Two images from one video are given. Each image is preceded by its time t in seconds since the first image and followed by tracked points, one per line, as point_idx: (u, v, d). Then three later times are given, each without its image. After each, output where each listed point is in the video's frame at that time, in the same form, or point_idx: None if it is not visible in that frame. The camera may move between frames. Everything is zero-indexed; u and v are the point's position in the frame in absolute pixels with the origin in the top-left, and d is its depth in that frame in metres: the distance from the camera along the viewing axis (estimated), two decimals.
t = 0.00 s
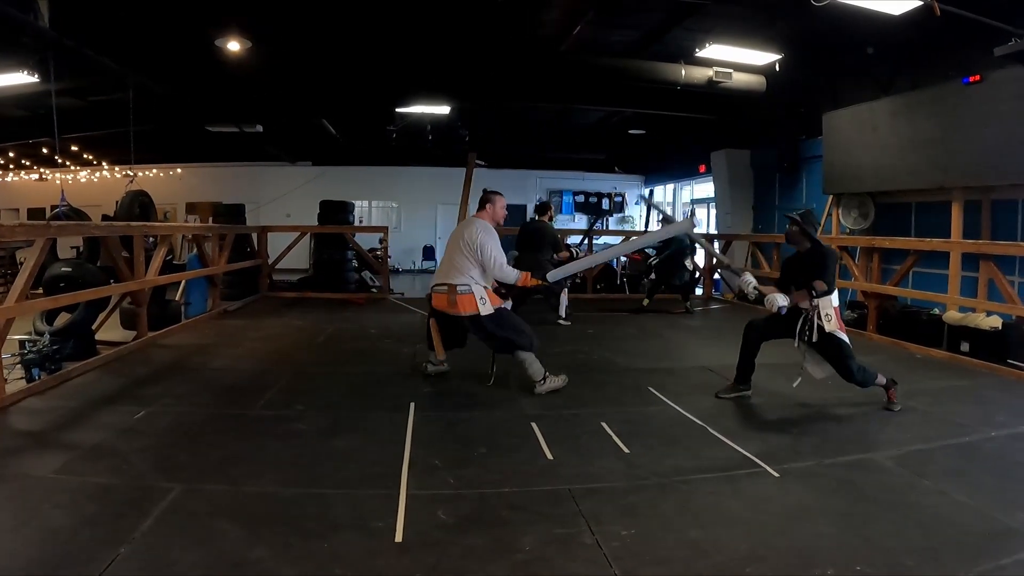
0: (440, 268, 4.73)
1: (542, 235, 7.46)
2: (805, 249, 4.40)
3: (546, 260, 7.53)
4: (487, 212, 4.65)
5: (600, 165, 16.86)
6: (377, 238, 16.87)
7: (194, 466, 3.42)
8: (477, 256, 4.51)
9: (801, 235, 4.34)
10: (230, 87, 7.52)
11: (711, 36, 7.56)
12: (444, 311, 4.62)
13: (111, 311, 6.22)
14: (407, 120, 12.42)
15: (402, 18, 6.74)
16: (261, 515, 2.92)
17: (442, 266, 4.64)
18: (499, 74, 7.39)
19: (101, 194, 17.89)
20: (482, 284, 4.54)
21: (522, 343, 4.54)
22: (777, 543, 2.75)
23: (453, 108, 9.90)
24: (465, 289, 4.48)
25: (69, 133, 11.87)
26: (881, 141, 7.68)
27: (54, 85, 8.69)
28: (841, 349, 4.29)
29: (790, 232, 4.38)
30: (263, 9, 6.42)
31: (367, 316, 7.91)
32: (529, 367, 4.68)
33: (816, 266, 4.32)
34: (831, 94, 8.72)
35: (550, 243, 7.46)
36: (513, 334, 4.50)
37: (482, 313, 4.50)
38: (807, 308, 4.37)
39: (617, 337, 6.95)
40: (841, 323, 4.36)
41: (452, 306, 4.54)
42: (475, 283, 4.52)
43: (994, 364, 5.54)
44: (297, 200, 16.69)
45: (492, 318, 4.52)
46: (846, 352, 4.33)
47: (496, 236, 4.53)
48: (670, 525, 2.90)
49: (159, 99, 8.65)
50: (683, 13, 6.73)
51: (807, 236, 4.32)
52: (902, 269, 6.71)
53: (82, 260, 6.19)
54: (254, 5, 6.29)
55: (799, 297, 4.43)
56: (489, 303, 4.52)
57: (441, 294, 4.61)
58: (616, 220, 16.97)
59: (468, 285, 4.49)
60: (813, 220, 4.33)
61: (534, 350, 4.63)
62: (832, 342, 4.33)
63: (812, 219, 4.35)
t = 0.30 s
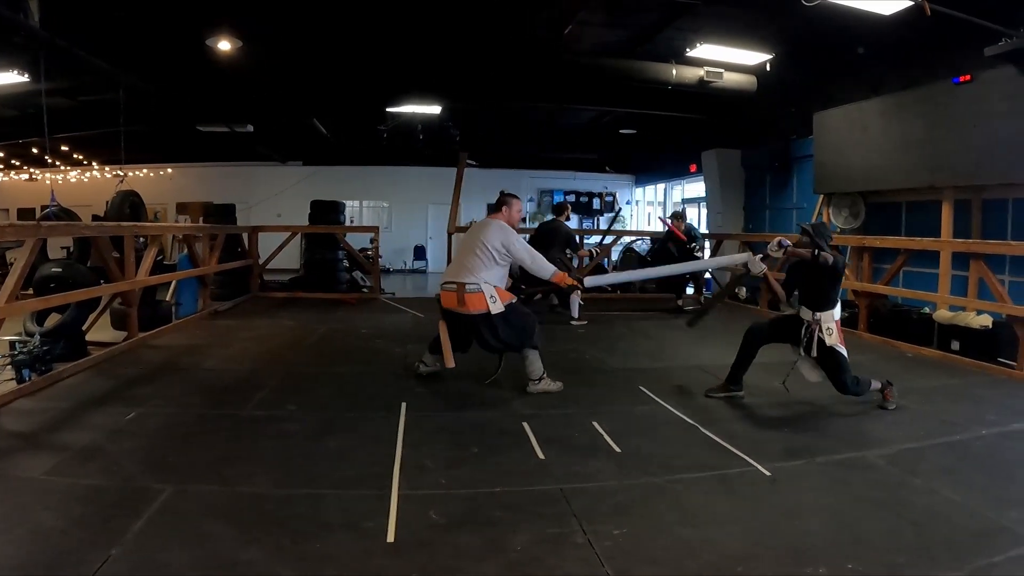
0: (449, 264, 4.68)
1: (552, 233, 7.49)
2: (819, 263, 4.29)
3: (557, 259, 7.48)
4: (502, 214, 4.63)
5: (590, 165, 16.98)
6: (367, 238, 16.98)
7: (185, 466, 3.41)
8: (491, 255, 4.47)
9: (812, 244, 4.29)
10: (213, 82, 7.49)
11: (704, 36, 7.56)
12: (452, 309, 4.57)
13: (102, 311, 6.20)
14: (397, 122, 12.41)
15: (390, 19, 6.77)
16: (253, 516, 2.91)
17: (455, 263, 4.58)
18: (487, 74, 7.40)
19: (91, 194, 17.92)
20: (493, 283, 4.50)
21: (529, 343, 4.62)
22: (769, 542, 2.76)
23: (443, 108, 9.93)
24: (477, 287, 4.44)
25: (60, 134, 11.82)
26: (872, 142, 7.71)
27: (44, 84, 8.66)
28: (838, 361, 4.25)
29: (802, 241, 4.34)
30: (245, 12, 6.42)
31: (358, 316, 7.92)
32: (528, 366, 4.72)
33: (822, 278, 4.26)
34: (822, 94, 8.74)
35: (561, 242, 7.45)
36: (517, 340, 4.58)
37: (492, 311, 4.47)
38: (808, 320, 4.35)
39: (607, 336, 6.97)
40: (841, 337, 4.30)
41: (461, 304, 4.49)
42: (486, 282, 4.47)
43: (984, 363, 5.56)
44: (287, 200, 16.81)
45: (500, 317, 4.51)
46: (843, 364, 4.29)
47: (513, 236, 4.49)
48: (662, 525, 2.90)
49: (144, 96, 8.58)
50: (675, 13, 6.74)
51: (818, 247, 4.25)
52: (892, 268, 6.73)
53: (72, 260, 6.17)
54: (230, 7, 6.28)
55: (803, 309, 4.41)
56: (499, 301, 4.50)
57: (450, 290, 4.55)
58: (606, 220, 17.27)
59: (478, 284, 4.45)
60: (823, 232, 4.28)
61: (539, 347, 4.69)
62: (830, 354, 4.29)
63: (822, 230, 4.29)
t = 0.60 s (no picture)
0: (443, 258, 4.64)
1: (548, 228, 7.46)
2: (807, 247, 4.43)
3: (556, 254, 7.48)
4: (504, 214, 4.55)
5: (568, 164, 17.08)
6: (345, 238, 17.01)
7: (163, 468, 3.37)
8: (486, 253, 4.41)
9: (803, 229, 4.39)
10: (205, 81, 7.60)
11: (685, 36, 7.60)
12: (441, 304, 4.54)
13: (78, 313, 6.13)
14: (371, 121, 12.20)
15: (371, 19, 6.76)
16: (232, 517, 2.89)
17: (450, 257, 4.54)
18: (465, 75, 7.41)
19: (66, 194, 17.80)
20: (485, 281, 4.46)
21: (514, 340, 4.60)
22: (747, 539, 2.77)
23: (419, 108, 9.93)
24: (468, 284, 4.41)
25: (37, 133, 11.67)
26: (847, 141, 7.77)
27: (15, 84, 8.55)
28: (831, 349, 4.28)
29: (793, 227, 4.44)
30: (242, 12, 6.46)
31: (336, 316, 7.89)
32: (507, 363, 4.73)
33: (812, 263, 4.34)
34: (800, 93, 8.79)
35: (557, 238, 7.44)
36: (507, 335, 4.57)
37: (481, 309, 4.42)
38: (806, 302, 4.38)
39: (584, 335, 7.00)
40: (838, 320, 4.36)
41: (450, 299, 4.45)
42: (477, 279, 4.44)
43: (960, 360, 5.62)
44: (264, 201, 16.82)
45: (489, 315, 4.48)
46: (836, 353, 4.31)
47: (514, 234, 4.41)
48: (641, 523, 2.91)
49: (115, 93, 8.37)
50: (655, 14, 6.76)
51: (810, 231, 4.36)
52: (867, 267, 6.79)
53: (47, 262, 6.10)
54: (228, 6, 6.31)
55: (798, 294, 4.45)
56: (489, 299, 4.46)
57: (440, 284, 4.52)
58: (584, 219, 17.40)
59: (469, 280, 4.42)
60: (815, 215, 4.37)
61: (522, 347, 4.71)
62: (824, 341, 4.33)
63: (815, 213, 4.39)
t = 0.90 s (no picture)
0: (445, 251, 4.63)
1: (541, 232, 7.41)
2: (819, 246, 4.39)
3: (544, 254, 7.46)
4: (516, 213, 4.56)
5: (542, 163, 17.17)
6: (318, 237, 17.00)
7: (137, 472, 3.33)
8: (490, 253, 4.41)
9: (820, 229, 4.36)
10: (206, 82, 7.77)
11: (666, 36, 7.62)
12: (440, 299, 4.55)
13: (49, 315, 6.03)
14: (347, 121, 12.06)
15: (352, 19, 6.76)
16: (208, 520, 2.86)
17: (454, 253, 4.53)
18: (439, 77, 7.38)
19: (37, 195, 17.59)
20: (486, 281, 4.48)
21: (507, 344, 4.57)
22: (723, 536, 2.79)
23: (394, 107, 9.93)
24: (469, 283, 4.42)
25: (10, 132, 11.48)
26: (823, 140, 7.84)
27: None
28: (842, 341, 4.31)
29: (811, 225, 4.40)
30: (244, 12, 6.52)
31: (312, 317, 7.83)
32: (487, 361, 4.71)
33: (824, 264, 4.33)
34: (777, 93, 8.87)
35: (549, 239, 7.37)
36: (498, 339, 4.54)
37: (481, 308, 4.44)
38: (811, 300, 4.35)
39: (556, 333, 7.03)
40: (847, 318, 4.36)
41: (449, 296, 4.46)
42: (478, 278, 4.45)
43: (932, 356, 5.70)
44: (237, 201, 16.77)
45: (486, 315, 4.48)
46: (847, 346, 4.34)
47: (524, 235, 4.38)
48: (616, 520, 2.92)
49: (120, 96, 8.64)
50: (634, 14, 6.79)
51: (826, 231, 4.33)
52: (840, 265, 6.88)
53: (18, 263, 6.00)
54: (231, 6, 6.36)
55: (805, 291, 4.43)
56: (489, 299, 4.46)
57: (440, 279, 4.52)
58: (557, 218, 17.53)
59: (470, 280, 4.43)
60: (833, 214, 4.35)
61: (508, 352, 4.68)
62: (834, 334, 4.34)
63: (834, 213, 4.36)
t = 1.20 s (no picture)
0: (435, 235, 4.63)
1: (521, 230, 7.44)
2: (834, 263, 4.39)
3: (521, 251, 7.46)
4: (501, 198, 4.57)
5: (519, 162, 17.28)
6: (294, 236, 16.97)
7: (114, 475, 3.30)
8: (477, 242, 4.42)
9: (837, 245, 4.34)
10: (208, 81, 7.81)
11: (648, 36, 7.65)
12: (427, 285, 4.56)
13: (23, 317, 5.97)
14: (323, 121, 11.96)
15: (344, 19, 6.75)
16: (185, 522, 2.84)
17: (441, 238, 4.52)
18: (420, 80, 7.36)
19: (10, 195, 17.41)
20: (472, 271, 4.49)
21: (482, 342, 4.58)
22: (701, 533, 2.80)
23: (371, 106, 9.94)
24: (456, 271, 4.44)
25: None
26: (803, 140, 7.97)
27: None
28: (845, 348, 4.34)
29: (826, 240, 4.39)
30: (244, 12, 6.52)
31: (291, 317, 7.79)
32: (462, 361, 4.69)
33: (843, 279, 4.33)
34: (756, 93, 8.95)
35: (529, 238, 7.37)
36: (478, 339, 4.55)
37: (462, 299, 4.46)
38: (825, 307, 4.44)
39: (531, 332, 7.06)
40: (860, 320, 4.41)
41: (435, 282, 4.48)
42: (465, 268, 4.46)
43: (907, 353, 5.77)
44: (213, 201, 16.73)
45: (469, 306, 4.50)
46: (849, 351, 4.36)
47: (506, 226, 4.42)
48: (595, 519, 2.92)
49: (119, 96, 8.54)
50: (616, 14, 6.82)
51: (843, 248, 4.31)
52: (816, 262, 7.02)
53: None
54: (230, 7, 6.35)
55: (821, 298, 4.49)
56: (472, 291, 4.50)
57: (428, 265, 4.53)
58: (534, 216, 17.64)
59: (457, 268, 4.44)
60: (852, 233, 4.30)
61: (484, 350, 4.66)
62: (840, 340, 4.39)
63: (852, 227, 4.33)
